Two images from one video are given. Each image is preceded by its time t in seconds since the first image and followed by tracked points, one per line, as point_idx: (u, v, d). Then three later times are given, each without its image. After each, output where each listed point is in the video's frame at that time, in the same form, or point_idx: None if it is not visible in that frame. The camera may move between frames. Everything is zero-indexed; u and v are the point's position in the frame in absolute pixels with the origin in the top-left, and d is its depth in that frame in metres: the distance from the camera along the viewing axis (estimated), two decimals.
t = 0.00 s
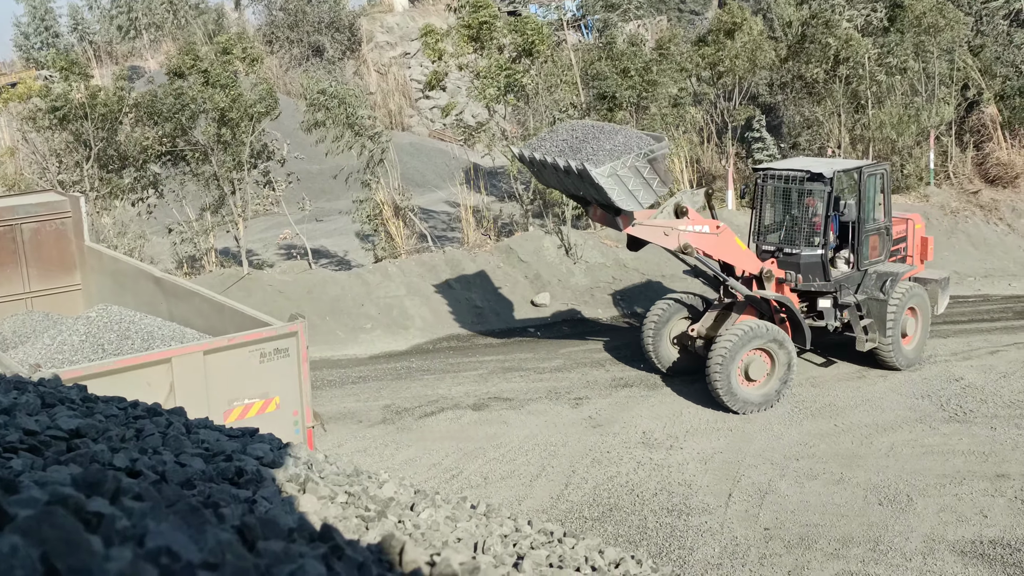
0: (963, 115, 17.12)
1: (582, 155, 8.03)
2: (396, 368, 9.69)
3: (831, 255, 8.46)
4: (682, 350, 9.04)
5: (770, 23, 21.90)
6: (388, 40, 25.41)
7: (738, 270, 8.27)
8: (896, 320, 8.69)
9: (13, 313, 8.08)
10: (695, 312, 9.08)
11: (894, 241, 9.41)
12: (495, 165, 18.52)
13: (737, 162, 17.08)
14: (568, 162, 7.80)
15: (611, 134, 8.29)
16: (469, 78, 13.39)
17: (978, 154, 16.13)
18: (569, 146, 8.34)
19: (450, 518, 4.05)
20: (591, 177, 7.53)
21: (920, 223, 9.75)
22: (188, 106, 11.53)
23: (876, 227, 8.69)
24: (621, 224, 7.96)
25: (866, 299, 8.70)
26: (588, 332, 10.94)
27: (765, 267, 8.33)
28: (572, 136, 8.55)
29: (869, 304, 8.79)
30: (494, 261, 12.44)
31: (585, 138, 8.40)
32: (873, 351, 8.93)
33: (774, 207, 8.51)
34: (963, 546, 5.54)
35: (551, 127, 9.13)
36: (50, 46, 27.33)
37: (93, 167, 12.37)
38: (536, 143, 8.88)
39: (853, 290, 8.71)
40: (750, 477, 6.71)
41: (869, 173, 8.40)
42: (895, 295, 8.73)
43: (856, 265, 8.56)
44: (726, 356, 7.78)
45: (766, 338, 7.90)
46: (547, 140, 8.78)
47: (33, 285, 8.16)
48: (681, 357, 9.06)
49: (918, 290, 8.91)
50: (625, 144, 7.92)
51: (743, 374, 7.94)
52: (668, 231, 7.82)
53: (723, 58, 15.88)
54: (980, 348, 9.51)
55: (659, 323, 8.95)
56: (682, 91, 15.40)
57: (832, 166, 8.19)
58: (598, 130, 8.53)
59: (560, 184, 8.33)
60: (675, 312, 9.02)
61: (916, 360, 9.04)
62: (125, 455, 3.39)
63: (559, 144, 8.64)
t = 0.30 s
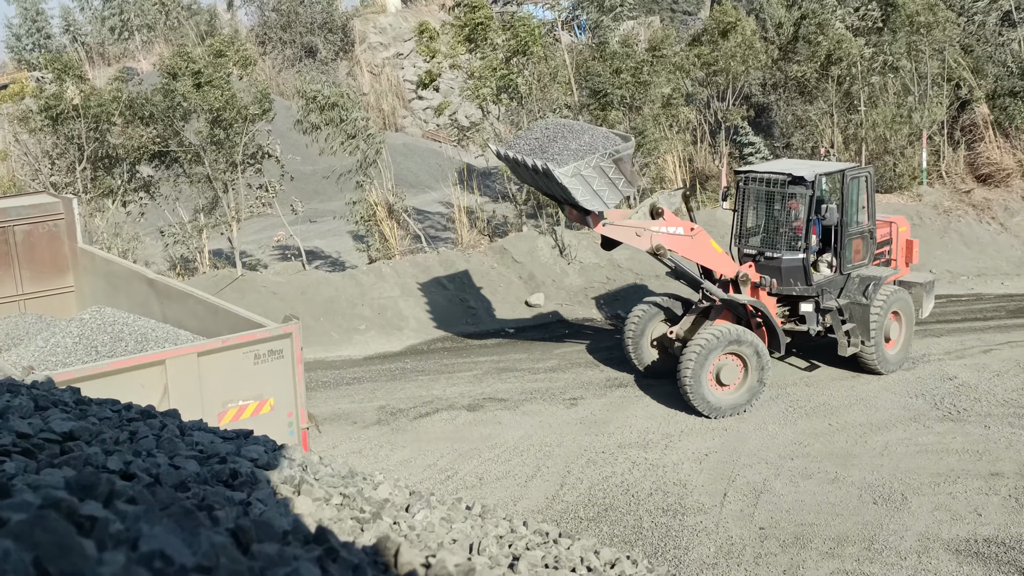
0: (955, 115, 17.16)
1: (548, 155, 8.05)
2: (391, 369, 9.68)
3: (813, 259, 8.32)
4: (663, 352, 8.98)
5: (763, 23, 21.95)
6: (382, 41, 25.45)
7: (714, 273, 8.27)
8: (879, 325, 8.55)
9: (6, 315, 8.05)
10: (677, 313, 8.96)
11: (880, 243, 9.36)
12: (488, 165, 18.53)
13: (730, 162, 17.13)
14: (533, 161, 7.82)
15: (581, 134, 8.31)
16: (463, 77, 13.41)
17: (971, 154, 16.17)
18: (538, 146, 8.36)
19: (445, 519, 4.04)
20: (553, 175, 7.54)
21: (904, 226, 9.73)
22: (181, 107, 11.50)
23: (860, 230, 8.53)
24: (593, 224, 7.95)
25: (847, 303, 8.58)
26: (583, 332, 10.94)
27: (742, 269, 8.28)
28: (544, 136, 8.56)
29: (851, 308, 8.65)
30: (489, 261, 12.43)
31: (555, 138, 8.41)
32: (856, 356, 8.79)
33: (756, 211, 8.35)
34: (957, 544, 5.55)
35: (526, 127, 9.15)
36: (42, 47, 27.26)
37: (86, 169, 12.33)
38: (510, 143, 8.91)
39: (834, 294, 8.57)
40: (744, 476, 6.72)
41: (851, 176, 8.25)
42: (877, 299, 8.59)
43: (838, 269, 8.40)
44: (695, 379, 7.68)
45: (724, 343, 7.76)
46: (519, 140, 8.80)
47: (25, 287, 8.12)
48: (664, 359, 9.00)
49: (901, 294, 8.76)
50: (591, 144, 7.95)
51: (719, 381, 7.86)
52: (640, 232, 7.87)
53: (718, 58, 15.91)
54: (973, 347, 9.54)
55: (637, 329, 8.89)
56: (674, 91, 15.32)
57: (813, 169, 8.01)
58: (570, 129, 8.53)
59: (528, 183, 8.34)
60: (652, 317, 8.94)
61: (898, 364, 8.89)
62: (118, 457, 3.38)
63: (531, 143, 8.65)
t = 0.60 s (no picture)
0: (974, 108, 17.00)
1: (531, 149, 8.08)
2: (407, 364, 9.71)
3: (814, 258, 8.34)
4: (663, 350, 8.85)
5: (780, 16, 21.83)
6: (397, 36, 26.56)
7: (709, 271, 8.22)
8: (883, 324, 8.39)
9: (26, 311, 8.13)
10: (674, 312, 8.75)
11: (887, 241, 9.14)
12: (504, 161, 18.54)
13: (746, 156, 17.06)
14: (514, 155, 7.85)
15: (565, 127, 8.32)
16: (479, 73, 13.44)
17: (990, 147, 16.02)
18: (522, 139, 8.38)
19: (462, 514, 4.05)
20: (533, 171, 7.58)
21: (915, 223, 9.50)
22: (201, 106, 11.57)
23: (864, 228, 8.45)
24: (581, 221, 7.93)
25: (850, 302, 8.45)
26: (598, 327, 10.92)
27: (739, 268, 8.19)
28: (528, 129, 8.58)
29: (854, 308, 8.53)
30: (504, 257, 12.44)
31: (539, 131, 8.42)
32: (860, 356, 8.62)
33: (757, 207, 8.24)
34: (978, 540, 5.51)
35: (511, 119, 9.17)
36: (62, 45, 27.51)
37: (105, 166, 12.43)
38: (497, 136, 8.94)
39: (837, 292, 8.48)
40: (762, 472, 6.69)
41: (855, 173, 8.11)
42: (882, 299, 8.46)
43: (841, 267, 8.38)
44: (689, 396, 7.66)
45: (699, 352, 7.64)
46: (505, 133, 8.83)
47: (46, 283, 8.20)
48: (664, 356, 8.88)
49: (908, 293, 8.57)
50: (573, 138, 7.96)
51: (715, 381, 7.77)
52: (630, 228, 7.87)
53: (734, 53, 15.85)
54: (993, 342, 9.45)
55: (636, 329, 8.75)
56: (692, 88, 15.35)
57: (812, 166, 7.90)
58: (554, 122, 8.54)
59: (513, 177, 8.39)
60: (650, 317, 8.77)
61: (903, 366, 8.69)
62: (138, 452, 3.41)
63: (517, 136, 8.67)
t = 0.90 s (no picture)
0: (971, 110, 17.02)
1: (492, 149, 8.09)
2: (406, 368, 9.71)
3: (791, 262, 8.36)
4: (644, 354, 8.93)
5: (777, 18, 21.86)
6: (395, 40, 25.34)
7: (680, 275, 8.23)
8: (862, 330, 8.29)
9: (23, 316, 8.12)
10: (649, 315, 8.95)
11: (869, 246, 9.09)
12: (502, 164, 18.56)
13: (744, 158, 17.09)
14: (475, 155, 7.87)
15: (525, 128, 8.35)
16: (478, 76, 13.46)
17: (987, 149, 16.04)
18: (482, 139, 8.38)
19: (460, 518, 4.05)
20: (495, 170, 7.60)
21: (903, 229, 9.48)
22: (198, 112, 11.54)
23: (844, 232, 8.32)
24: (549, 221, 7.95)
25: (827, 307, 8.36)
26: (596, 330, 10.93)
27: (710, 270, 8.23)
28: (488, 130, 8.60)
29: (832, 313, 8.42)
30: (502, 260, 12.43)
31: (499, 131, 8.44)
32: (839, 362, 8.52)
33: (734, 211, 8.21)
34: (976, 542, 5.51)
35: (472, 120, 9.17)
36: (59, 50, 27.47)
37: (103, 171, 12.42)
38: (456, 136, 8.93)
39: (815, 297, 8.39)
40: (760, 474, 6.69)
41: (831, 176, 8.03)
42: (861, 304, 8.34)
43: (819, 272, 8.28)
44: (673, 414, 7.68)
45: (659, 373, 7.62)
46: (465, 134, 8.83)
47: (43, 288, 8.20)
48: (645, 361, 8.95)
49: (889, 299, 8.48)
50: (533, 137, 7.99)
51: (692, 386, 7.77)
52: (599, 229, 7.89)
53: (729, 54, 15.85)
54: (991, 344, 9.45)
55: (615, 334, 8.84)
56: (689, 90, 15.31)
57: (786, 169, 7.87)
58: (515, 123, 8.57)
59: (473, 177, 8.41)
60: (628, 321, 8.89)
61: (884, 373, 8.58)
62: (136, 457, 3.41)
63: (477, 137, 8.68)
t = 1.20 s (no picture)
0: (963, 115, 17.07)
1: (457, 149, 8.16)
2: (399, 371, 9.70)
3: (764, 269, 8.38)
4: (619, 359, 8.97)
5: (770, 22, 21.95)
6: (389, 43, 25.03)
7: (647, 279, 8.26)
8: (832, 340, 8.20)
9: (16, 319, 8.10)
10: (619, 321, 8.94)
11: (843, 254, 8.96)
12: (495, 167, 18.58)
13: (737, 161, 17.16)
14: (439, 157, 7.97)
15: (494, 126, 8.36)
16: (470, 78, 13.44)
17: (979, 153, 16.13)
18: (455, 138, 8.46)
19: (452, 521, 4.04)
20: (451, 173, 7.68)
21: (886, 238, 9.44)
22: (189, 113, 11.51)
23: (816, 238, 8.32)
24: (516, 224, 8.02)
25: (796, 315, 8.34)
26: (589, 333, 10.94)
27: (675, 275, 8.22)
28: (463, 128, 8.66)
29: (802, 322, 8.39)
30: (495, 263, 12.44)
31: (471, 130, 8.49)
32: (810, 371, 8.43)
33: (704, 217, 8.20)
34: (967, 545, 5.53)
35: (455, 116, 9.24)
36: (52, 52, 27.40)
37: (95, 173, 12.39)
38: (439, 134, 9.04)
39: (785, 305, 8.36)
40: (753, 477, 6.70)
41: (802, 182, 8.03)
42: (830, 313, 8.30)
43: (790, 279, 8.30)
44: (659, 421, 7.71)
45: (620, 399, 7.63)
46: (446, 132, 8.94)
47: (35, 290, 8.19)
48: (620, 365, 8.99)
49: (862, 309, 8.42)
50: (494, 137, 8.00)
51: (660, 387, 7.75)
52: (562, 232, 7.92)
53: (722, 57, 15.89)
54: (982, 347, 9.49)
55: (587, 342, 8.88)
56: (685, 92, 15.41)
57: (753, 175, 7.86)
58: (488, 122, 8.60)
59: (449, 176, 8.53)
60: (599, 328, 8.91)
61: (857, 384, 8.45)
62: (127, 460, 3.40)
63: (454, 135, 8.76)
